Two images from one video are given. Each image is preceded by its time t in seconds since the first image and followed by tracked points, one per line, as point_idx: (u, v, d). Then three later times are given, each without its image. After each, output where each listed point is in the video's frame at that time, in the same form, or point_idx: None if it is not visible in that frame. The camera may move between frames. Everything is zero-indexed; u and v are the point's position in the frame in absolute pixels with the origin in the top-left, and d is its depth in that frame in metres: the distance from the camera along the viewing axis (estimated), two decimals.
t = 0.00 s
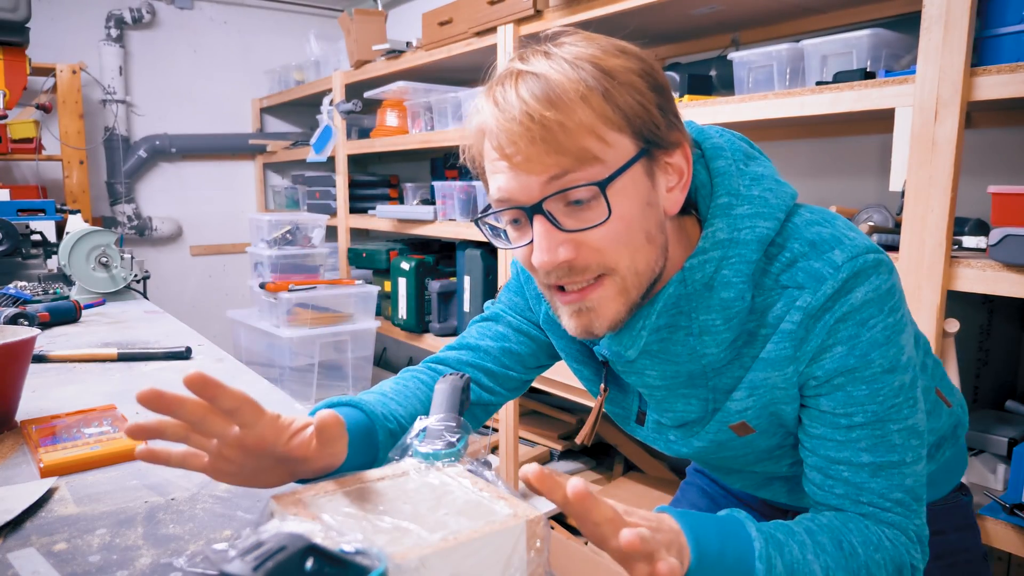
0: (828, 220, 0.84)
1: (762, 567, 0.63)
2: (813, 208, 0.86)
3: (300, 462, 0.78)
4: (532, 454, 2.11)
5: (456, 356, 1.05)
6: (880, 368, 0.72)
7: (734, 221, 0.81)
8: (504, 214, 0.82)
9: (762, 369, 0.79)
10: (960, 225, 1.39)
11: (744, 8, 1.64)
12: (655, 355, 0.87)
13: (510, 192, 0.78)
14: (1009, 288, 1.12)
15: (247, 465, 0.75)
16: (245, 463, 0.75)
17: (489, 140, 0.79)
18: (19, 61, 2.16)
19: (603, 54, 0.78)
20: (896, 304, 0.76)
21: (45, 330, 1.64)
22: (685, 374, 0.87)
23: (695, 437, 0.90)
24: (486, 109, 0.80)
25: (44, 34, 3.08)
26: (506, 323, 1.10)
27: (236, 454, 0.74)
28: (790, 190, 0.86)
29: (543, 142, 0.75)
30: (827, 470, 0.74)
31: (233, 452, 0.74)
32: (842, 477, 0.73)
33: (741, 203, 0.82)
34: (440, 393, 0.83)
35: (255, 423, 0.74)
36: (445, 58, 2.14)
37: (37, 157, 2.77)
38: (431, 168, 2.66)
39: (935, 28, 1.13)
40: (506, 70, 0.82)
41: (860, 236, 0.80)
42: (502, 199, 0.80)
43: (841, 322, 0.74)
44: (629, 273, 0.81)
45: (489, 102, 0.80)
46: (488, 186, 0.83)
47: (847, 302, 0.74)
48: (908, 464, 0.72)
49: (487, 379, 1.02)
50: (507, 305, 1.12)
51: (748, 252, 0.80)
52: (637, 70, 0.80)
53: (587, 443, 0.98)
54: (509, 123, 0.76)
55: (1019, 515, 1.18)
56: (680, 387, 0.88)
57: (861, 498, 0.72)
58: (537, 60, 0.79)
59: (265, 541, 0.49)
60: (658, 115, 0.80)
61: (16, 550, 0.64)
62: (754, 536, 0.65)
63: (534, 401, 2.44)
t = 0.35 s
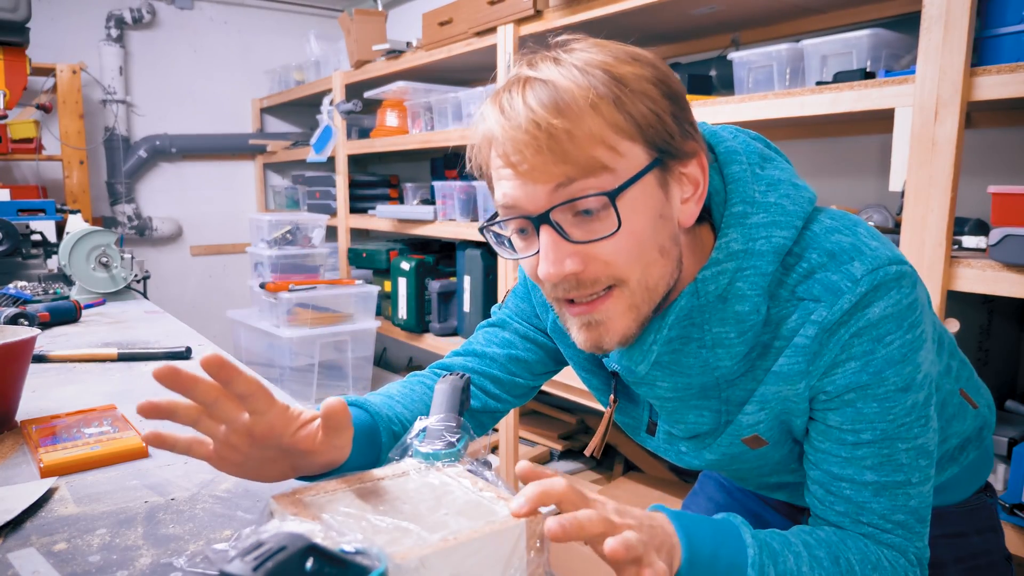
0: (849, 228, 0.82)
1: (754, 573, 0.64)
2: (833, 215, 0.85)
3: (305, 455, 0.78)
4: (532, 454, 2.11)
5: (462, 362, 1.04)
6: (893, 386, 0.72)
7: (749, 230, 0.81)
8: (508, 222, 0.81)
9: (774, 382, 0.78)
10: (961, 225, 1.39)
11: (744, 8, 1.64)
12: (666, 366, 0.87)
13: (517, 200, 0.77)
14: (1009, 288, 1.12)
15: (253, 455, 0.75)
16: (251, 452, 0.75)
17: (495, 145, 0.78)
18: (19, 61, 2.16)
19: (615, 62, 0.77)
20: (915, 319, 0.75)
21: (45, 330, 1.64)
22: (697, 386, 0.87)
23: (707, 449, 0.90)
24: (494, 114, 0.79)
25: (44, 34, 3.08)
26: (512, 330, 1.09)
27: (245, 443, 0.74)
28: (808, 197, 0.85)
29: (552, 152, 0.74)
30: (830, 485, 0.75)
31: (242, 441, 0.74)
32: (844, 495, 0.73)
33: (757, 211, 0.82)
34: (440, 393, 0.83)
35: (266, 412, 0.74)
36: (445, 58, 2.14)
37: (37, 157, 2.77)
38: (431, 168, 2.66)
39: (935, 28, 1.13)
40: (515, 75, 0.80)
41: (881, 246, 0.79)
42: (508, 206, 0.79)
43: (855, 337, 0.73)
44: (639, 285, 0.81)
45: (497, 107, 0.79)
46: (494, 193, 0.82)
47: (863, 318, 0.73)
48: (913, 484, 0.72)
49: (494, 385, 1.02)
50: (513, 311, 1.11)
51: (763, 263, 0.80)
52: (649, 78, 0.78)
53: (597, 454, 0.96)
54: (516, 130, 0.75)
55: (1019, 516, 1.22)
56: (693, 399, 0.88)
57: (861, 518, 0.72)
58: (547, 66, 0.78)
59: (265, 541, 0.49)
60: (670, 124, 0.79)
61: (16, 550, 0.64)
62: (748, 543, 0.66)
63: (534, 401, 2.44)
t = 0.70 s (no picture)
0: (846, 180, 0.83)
1: (755, 475, 0.61)
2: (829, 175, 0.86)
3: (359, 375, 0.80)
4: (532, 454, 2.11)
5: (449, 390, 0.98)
6: (906, 316, 0.69)
7: (751, 180, 0.81)
8: (533, 171, 0.81)
9: (785, 326, 0.76)
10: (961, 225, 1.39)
11: (743, 8, 1.64)
12: (680, 333, 0.85)
13: (543, 144, 0.77)
14: (1009, 288, 1.12)
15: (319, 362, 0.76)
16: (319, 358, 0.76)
17: (516, 93, 0.79)
18: (19, 61, 2.16)
19: (624, 12, 0.80)
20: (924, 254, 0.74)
21: (45, 330, 1.64)
22: (711, 351, 0.85)
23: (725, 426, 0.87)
24: (511, 67, 0.80)
25: (44, 34, 3.08)
26: (500, 354, 1.04)
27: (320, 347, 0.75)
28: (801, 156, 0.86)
29: (577, 89, 0.75)
30: (842, 428, 0.71)
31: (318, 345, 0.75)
32: (858, 435, 0.69)
33: (755, 164, 0.83)
34: (440, 392, 0.84)
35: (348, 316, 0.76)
36: (445, 58, 2.14)
37: (36, 157, 2.77)
38: (431, 168, 2.67)
39: (935, 28, 1.13)
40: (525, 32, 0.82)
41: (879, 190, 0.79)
42: (532, 154, 0.79)
43: (864, 267, 0.72)
44: (668, 227, 0.82)
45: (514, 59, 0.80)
46: (513, 147, 0.81)
47: (869, 247, 0.73)
48: (932, 425, 0.68)
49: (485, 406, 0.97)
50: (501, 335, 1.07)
51: (767, 209, 0.80)
52: (655, 29, 0.81)
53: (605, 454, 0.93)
54: (539, 73, 0.76)
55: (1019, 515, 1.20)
56: (705, 371, 0.87)
57: (876, 460, 0.68)
58: (558, 19, 0.80)
59: (265, 541, 0.49)
60: (679, 73, 0.82)
61: (16, 550, 0.64)
62: (749, 449, 0.63)
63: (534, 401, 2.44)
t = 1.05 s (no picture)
0: (835, 207, 0.83)
1: (716, 539, 0.65)
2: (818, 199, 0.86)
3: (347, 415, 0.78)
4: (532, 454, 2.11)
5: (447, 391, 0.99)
6: (888, 354, 0.70)
7: (739, 210, 0.81)
8: (531, 205, 0.79)
9: (770, 358, 0.77)
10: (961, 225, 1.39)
11: (744, 8, 1.64)
12: (665, 356, 0.85)
13: (542, 177, 0.76)
14: (1009, 288, 1.12)
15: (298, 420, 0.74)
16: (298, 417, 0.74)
17: (512, 126, 0.77)
18: (19, 61, 2.16)
19: (613, 42, 0.80)
20: (909, 288, 0.74)
21: (45, 330, 1.64)
22: (698, 374, 0.84)
23: (710, 445, 0.87)
24: (504, 101, 0.79)
25: (44, 34, 3.08)
26: (497, 353, 1.05)
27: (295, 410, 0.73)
28: (791, 180, 0.85)
29: (576, 122, 0.74)
30: (822, 460, 0.73)
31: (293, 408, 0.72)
32: (835, 468, 0.71)
33: (743, 192, 0.82)
34: (439, 393, 0.83)
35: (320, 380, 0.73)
36: (445, 58, 2.14)
37: (36, 157, 2.77)
38: (431, 168, 2.67)
39: (935, 28, 1.13)
40: (516, 63, 0.81)
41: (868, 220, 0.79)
42: (531, 187, 0.77)
43: (848, 305, 0.73)
44: (666, 257, 0.81)
45: (507, 92, 0.79)
46: (508, 180, 0.79)
47: (855, 286, 0.73)
48: (908, 458, 0.70)
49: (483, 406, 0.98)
50: (498, 335, 1.07)
51: (754, 241, 0.79)
52: (645, 58, 0.81)
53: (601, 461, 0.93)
54: (537, 108, 0.75)
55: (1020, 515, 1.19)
56: (694, 389, 0.86)
57: (850, 493, 0.70)
58: (549, 50, 0.79)
59: (265, 541, 0.49)
60: (670, 100, 0.82)
61: (16, 550, 0.64)
62: (711, 511, 0.67)
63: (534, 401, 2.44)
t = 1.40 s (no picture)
0: (833, 229, 0.82)
1: (716, 561, 0.65)
2: (816, 219, 0.86)
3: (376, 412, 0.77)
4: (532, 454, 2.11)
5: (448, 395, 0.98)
6: (881, 377, 0.71)
7: (737, 233, 0.80)
8: (533, 221, 0.79)
9: (765, 380, 0.77)
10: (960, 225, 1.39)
11: (744, 8, 1.64)
12: (660, 373, 0.84)
13: (543, 193, 0.76)
14: (1010, 288, 1.12)
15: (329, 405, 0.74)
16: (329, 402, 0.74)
17: (515, 142, 0.77)
18: (19, 61, 2.16)
19: (615, 61, 0.80)
20: (903, 311, 0.74)
21: (45, 330, 1.64)
22: (692, 391, 0.84)
23: (704, 458, 0.87)
24: (508, 117, 0.79)
25: (44, 34, 3.08)
26: (497, 359, 1.04)
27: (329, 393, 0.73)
28: (790, 199, 0.85)
29: (578, 139, 0.74)
30: (818, 479, 0.73)
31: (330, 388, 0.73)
32: (831, 488, 0.72)
33: (741, 214, 0.81)
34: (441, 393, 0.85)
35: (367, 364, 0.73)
36: (445, 58, 2.14)
37: (36, 157, 2.77)
38: (431, 168, 2.67)
39: (935, 28, 1.13)
40: (519, 81, 0.82)
41: (865, 244, 0.79)
42: (532, 203, 0.77)
43: (843, 329, 0.73)
44: (667, 272, 0.81)
45: (511, 109, 0.79)
46: (510, 195, 0.79)
47: (850, 310, 0.73)
48: (902, 478, 0.70)
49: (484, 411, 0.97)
50: (498, 340, 1.07)
51: (751, 263, 0.79)
52: (646, 77, 0.81)
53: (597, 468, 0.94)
54: (539, 125, 0.75)
55: (1020, 515, 1.19)
56: (688, 406, 0.86)
57: (845, 512, 0.71)
58: (552, 69, 0.80)
59: (265, 541, 0.49)
60: (671, 119, 0.82)
61: (16, 550, 0.64)
62: (712, 532, 0.67)
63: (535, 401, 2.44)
